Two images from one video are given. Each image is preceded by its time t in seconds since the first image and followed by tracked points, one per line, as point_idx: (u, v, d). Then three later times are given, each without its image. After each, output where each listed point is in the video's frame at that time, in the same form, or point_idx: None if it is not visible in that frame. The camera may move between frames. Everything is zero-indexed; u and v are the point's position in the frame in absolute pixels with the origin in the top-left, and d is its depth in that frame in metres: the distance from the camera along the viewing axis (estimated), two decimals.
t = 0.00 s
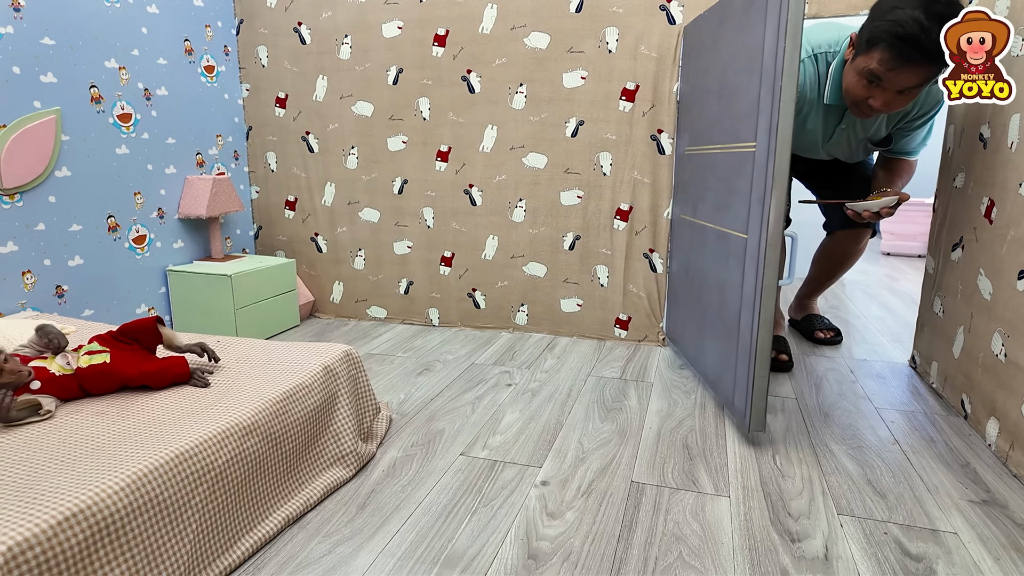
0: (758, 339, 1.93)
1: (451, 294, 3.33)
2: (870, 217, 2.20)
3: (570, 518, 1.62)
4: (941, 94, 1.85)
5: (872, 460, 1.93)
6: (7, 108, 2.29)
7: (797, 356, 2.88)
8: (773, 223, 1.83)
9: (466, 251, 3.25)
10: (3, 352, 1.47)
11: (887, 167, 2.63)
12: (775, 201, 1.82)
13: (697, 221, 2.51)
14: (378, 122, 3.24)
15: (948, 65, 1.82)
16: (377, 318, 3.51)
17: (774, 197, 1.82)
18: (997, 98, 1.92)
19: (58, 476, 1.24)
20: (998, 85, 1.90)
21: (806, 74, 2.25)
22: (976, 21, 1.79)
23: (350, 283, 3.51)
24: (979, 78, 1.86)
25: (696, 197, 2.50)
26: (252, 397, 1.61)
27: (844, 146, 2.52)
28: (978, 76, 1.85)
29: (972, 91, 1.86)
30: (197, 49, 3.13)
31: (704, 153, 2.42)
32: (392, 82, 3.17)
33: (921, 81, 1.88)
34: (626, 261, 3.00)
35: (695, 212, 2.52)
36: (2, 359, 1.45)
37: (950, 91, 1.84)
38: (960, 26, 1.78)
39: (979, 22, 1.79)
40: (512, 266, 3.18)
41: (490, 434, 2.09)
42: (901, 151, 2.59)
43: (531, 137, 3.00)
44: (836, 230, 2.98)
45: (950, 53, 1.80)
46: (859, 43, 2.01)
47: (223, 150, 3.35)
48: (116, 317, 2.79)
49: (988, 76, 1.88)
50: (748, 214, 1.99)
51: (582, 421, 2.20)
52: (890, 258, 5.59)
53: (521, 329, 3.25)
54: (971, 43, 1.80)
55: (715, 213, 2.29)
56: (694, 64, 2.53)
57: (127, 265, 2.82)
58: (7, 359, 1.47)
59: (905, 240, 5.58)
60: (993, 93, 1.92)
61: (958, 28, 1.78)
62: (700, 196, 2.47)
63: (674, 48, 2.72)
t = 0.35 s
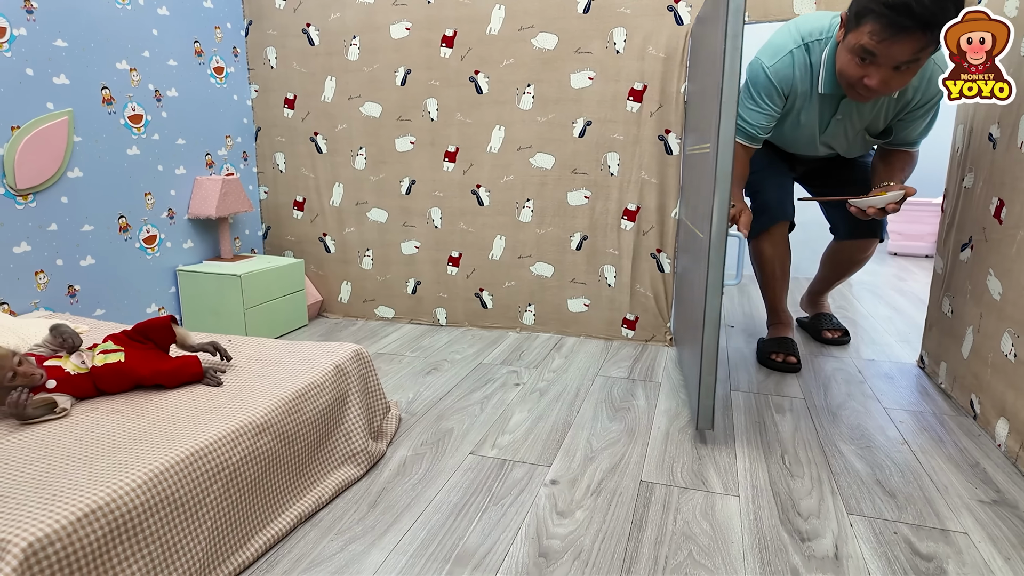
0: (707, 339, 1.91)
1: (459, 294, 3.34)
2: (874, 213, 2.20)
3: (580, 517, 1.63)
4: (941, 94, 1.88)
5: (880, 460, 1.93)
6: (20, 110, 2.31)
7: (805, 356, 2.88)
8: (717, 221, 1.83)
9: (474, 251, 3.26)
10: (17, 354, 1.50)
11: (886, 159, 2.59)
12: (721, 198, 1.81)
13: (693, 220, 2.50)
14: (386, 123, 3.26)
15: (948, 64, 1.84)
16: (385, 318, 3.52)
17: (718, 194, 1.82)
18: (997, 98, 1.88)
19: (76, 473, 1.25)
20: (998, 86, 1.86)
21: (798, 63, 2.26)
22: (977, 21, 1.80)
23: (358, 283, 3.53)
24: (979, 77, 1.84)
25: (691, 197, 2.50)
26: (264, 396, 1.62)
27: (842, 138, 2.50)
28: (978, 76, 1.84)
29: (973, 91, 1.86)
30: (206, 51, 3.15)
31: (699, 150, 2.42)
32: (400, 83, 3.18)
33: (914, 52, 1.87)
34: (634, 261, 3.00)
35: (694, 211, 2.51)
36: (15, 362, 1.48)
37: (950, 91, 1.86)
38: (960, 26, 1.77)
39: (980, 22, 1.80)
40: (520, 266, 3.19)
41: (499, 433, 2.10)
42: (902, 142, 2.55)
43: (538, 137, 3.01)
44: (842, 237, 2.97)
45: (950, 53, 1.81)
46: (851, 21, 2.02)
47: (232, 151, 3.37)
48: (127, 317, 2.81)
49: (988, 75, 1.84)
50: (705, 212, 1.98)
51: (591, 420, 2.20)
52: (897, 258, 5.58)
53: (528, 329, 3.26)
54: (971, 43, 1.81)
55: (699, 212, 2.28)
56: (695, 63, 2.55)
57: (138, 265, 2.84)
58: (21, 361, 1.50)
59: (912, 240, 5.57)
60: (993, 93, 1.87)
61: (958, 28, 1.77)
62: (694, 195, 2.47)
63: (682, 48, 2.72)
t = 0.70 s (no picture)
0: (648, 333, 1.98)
1: (467, 294, 3.35)
2: (876, 212, 2.18)
3: (590, 518, 1.64)
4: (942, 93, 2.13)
5: (891, 462, 1.93)
6: (34, 112, 2.34)
7: (814, 358, 2.87)
8: (650, 224, 1.90)
9: (482, 252, 3.27)
10: (32, 354, 1.52)
11: (894, 156, 2.43)
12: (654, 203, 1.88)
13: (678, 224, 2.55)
14: (395, 124, 3.27)
15: (949, 64, 2.09)
16: (393, 318, 3.53)
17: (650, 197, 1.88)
18: (997, 98, 2.07)
19: (93, 472, 1.27)
20: (998, 86, 2.05)
21: (776, 63, 2.21)
22: (977, 22, 2.03)
23: (366, 283, 3.54)
24: (979, 77, 2.06)
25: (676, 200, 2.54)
26: (276, 396, 1.64)
27: (842, 137, 2.39)
28: (978, 75, 2.06)
29: (973, 91, 2.09)
30: (216, 52, 3.17)
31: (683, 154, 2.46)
32: (408, 84, 3.20)
33: (885, 23, 1.78)
34: (642, 262, 3.00)
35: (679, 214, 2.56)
36: (30, 362, 1.50)
37: (950, 91, 2.12)
38: (960, 27, 2.03)
39: (979, 22, 2.03)
40: (528, 267, 3.20)
41: (508, 433, 2.10)
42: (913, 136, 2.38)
43: (546, 138, 3.02)
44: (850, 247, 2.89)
45: (951, 53, 2.07)
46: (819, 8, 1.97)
47: (242, 151, 3.39)
48: (138, 317, 2.84)
49: (988, 76, 2.05)
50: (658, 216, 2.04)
51: (599, 421, 2.21)
52: (907, 258, 5.55)
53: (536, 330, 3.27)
54: (971, 43, 2.05)
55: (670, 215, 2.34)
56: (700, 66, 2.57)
57: (149, 265, 2.87)
58: (36, 361, 1.52)
59: (922, 240, 5.54)
60: (993, 93, 2.07)
61: (958, 28, 2.04)
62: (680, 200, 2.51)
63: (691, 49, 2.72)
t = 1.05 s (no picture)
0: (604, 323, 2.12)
1: (476, 294, 3.36)
2: (883, 186, 1.96)
3: (603, 518, 1.64)
4: (941, 93, 2.03)
5: (904, 464, 1.92)
6: (51, 113, 2.36)
7: (826, 360, 2.86)
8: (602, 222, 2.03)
9: (492, 252, 3.28)
10: (53, 349, 1.53)
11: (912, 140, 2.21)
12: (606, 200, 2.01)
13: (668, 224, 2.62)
14: (405, 125, 3.29)
15: (949, 64, 1.98)
16: (403, 318, 3.55)
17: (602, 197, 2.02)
18: (997, 98, 2.03)
19: (113, 470, 1.29)
20: (998, 86, 2.02)
21: (765, 57, 2.14)
22: (976, 21, 1.94)
23: (376, 283, 3.56)
24: (979, 77, 1.99)
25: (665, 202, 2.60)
26: (291, 396, 1.65)
27: (848, 127, 2.24)
28: (977, 75, 1.99)
29: (972, 91, 2.00)
30: (228, 54, 3.19)
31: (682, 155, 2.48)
32: (419, 85, 3.21)
33: None
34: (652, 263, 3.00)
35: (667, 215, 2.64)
36: (53, 356, 1.51)
37: (950, 91, 2.02)
38: (960, 26, 1.94)
39: (979, 22, 1.94)
40: (537, 267, 3.20)
41: (519, 434, 2.11)
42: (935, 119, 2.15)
43: (557, 139, 3.02)
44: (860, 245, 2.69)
45: (952, 53, 1.97)
46: None
47: (254, 152, 3.41)
48: (152, 317, 2.86)
49: (988, 75, 1.99)
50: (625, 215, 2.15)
51: (610, 422, 2.21)
52: (917, 259, 5.51)
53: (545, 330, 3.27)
54: (971, 43, 1.96)
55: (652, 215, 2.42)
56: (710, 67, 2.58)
57: (162, 266, 2.89)
58: (57, 356, 1.53)
59: (932, 241, 5.50)
60: (993, 93, 2.03)
61: (959, 28, 1.94)
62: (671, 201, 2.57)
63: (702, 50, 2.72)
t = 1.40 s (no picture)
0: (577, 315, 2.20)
1: (489, 294, 3.37)
2: (875, 181, 1.90)
3: (620, 518, 1.64)
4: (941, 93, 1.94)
5: (922, 466, 1.91)
6: (73, 114, 2.40)
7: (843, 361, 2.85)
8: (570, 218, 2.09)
9: (505, 252, 3.29)
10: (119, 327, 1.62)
11: (932, 130, 2.07)
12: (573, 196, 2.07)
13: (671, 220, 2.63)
14: (420, 125, 3.30)
15: (948, 65, 1.88)
16: (417, 317, 3.56)
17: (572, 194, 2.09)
18: (996, 98, 1.89)
19: (139, 466, 1.31)
20: (997, 86, 1.88)
21: (768, 45, 2.09)
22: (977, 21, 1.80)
23: (390, 283, 3.58)
24: (979, 77, 1.89)
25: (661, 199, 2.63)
26: (310, 394, 1.66)
27: (862, 117, 2.12)
28: (977, 76, 1.88)
29: (973, 91, 1.91)
30: (246, 55, 3.22)
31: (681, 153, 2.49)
32: (434, 86, 3.23)
33: None
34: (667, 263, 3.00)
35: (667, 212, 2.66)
36: (117, 331, 1.59)
37: (950, 91, 1.93)
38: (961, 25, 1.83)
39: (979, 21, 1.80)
40: (551, 267, 3.21)
41: (535, 433, 2.12)
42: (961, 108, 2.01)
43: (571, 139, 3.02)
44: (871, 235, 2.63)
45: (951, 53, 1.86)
46: None
47: (270, 152, 3.44)
48: (170, 315, 2.89)
49: (988, 75, 1.88)
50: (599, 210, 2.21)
51: (625, 422, 2.21)
52: (933, 260, 5.45)
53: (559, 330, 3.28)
54: (971, 43, 1.83)
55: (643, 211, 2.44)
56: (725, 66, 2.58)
57: (179, 265, 2.92)
58: (121, 333, 1.61)
59: (949, 242, 5.44)
60: (992, 93, 1.90)
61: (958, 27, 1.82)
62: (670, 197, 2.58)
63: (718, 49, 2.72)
